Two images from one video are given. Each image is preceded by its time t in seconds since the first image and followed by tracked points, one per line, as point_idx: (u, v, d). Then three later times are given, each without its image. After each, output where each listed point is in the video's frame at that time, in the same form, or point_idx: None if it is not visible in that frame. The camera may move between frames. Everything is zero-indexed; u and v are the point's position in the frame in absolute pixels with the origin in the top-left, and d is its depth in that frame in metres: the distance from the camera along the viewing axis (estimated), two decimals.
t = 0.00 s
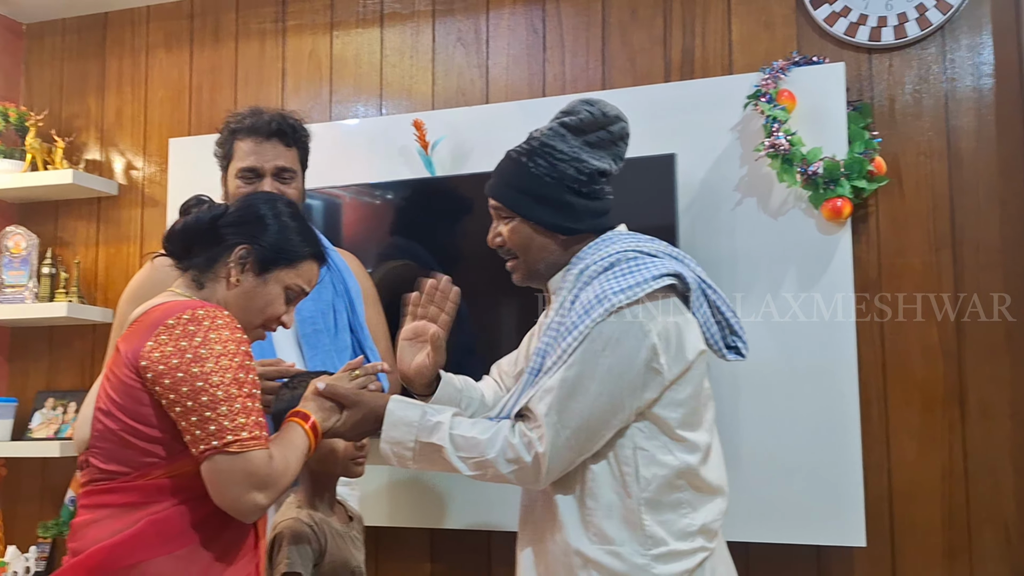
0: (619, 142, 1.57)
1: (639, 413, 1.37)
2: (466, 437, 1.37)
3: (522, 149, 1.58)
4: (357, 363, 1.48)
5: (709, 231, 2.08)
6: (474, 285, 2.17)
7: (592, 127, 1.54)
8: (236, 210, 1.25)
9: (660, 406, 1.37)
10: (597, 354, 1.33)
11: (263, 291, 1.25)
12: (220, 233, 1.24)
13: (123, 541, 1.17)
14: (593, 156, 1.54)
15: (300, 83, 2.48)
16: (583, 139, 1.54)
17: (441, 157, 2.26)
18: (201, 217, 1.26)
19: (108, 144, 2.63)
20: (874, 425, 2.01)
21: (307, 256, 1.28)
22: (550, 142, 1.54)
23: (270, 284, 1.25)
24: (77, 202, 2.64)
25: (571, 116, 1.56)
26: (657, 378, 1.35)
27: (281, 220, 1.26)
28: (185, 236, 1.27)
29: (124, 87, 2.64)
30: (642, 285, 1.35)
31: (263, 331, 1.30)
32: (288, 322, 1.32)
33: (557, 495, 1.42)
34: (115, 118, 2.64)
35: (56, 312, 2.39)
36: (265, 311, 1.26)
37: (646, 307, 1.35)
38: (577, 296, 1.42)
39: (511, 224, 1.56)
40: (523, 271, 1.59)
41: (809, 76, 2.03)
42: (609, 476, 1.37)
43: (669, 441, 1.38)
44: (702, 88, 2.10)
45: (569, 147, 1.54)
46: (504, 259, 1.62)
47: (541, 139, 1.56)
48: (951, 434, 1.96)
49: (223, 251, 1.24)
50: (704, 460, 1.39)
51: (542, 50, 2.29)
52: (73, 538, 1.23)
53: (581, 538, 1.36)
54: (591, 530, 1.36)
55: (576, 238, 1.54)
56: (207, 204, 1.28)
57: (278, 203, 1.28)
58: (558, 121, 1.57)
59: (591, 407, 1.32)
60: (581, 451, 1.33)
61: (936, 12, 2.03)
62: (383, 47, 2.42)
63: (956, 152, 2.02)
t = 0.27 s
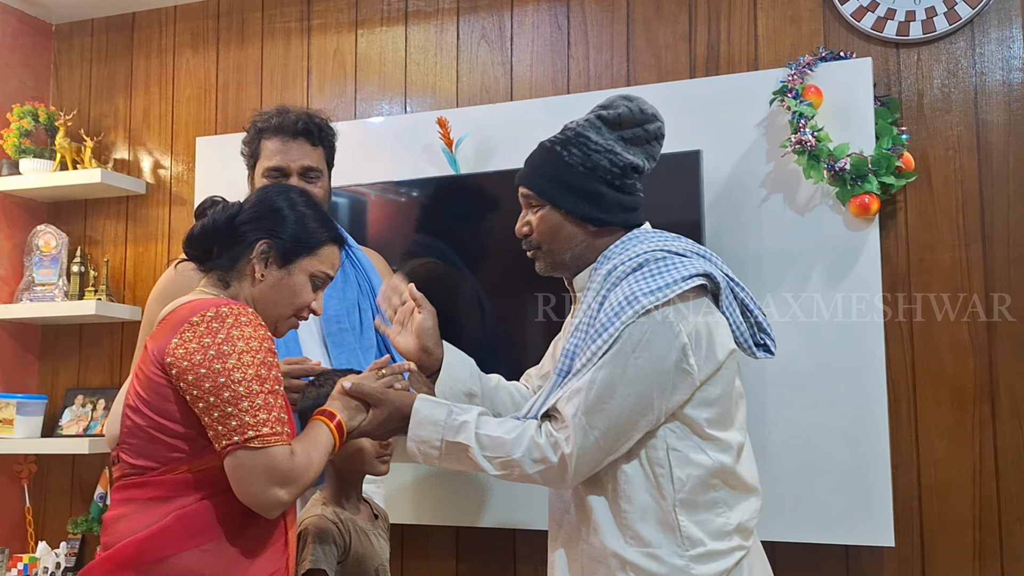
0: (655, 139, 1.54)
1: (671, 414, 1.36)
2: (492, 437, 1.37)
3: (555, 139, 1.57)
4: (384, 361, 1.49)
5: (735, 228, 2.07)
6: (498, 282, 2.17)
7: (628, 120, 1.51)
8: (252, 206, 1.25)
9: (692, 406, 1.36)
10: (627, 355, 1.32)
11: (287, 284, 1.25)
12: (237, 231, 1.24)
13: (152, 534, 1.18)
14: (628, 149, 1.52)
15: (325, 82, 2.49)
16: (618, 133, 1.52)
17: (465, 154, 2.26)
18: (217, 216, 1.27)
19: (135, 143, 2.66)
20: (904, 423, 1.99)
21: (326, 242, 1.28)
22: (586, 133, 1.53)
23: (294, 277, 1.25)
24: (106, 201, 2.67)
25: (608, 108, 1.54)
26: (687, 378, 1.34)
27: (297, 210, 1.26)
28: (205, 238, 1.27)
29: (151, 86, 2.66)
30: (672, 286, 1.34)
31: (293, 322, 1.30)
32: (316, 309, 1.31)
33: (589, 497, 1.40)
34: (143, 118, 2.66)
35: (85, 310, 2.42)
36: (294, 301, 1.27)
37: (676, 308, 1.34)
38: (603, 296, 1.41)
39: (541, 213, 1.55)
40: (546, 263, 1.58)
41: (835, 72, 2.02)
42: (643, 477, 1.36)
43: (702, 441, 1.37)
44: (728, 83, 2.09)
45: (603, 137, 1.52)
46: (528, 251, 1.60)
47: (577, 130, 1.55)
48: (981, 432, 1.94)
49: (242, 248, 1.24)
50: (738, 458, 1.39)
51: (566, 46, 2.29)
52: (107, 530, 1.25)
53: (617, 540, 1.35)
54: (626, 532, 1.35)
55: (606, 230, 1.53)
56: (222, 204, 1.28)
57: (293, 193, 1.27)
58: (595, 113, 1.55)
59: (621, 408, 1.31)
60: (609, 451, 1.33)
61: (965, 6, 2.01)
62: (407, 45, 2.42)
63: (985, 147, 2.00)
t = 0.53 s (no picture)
0: (660, 136, 1.55)
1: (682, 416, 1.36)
2: (503, 438, 1.38)
3: (561, 144, 1.57)
4: (396, 362, 1.49)
5: (748, 228, 2.06)
6: (511, 282, 2.17)
7: (633, 119, 1.52)
8: (252, 206, 1.25)
9: (704, 408, 1.36)
10: (636, 359, 1.32)
11: (297, 280, 1.26)
12: (240, 232, 1.24)
13: (169, 532, 1.19)
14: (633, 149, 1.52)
15: (337, 82, 2.49)
16: (623, 132, 1.52)
17: (477, 154, 2.26)
18: (218, 220, 1.26)
19: (149, 144, 2.66)
20: (917, 423, 1.98)
21: (330, 230, 1.29)
22: (590, 136, 1.53)
23: (303, 272, 1.26)
24: (119, 201, 2.68)
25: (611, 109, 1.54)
26: (698, 381, 1.34)
27: (297, 204, 1.26)
28: (209, 244, 1.27)
29: (165, 87, 2.67)
30: (679, 288, 1.34)
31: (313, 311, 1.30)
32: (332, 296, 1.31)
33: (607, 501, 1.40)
34: (156, 118, 2.67)
35: (99, 310, 2.43)
36: (309, 294, 1.27)
37: (686, 309, 1.34)
38: (614, 299, 1.41)
39: (551, 218, 1.55)
40: (564, 265, 1.58)
41: (848, 72, 2.01)
42: (656, 480, 1.36)
43: (715, 443, 1.37)
44: (741, 83, 2.08)
45: (608, 139, 1.52)
46: (545, 255, 1.60)
47: (581, 133, 1.54)
48: (996, 432, 1.93)
49: (248, 249, 1.24)
50: (752, 460, 1.38)
51: (578, 46, 2.29)
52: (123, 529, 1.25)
53: (632, 543, 1.35)
54: (641, 536, 1.34)
55: (615, 231, 1.52)
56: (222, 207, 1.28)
57: (290, 188, 1.28)
58: (598, 115, 1.55)
59: (633, 411, 1.31)
60: (619, 455, 1.32)
61: (979, 5, 2.01)
62: (419, 45, 2.42)
63: (1000, 146, 1.99)
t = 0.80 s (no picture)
0: (669, 143, 1.63)
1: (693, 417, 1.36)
2: (510, 437, 1.38)
3: (572, 149, 1.61)
4: (406, 363, 1.50)
5: (758, 228, 2.06)
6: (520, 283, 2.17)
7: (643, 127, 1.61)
8: (238, 211, 1.26)
9: (715, 409, 1.36)
10: (647, 359, 1.32)
11: (299, 275, 1.27)
12: (232, 240, 1.25)
13: (184, 533, 1.20)
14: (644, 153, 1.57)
15: (347, 84, 2.50)
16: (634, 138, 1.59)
17: (487, 156, 2.27)
18: (212, 233, 1.28)
19: (159, 145, 2.68)
20: (928, 423, 1.98)
21: (320, 216, 1.30)
22: (601, 140, 1.59)
23: (303, 266, 1.27)
24: (130, 203, 2.69)
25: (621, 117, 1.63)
26: (708, 382, 1.34)
27: (283, 199, 1.27)
28: (210, 256, 1.29)
29: (175, 89, 2.68)
30: (692, 289, 1.34)
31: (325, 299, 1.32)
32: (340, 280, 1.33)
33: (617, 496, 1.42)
34: (166, 120, 2.68)
35: (111, 311, 2.44)
36: (316, 281, 1.29)
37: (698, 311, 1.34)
38: (626, 299, 1.41)
39: (562, 220, 1.55)
40: (576, 267, 1.58)
41: (857, 72, 2.01)
42: (668, 481, 1.36)
43: (727, 444, 1.37)
44: (750, 84, 2.09)
45: (619, 143, 1.58)
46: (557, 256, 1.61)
47: (592, 139, 1.60)
48: (1006, 432, 1.93)
49: (246, 254, 1.26)
50: (764, 460, 1.38)
51: (588, 47, 2.29)
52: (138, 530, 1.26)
53: (645, 544, 1.36)
54: (654, 536, 1.35)
55: (628, 234, 1.52)
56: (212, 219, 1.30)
57: (274, 185, 1.28)
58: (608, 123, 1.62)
59: (642, 411, 1.32)
60: (626, 454, 1.33)
61: (988, 5, 2.01)
62: (429, 47, 2.43)
63: (1010, 146, 1.99)
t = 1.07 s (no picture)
0: (684, 135, 1.52)
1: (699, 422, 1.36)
2: (516, 442, 1.38)
3: (584, 142, 1.56)
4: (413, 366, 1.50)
5: (766, 230, 2.07)
6: (528, 285, 2.18)
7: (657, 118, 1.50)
8: (223, 221, 1.28)
9: (720, 413, 1.36)
10: (650, 365, 1.32)
11: (297, 272, 1.29)
12: (224, 250, 1.27)
13: (191, 535, 1.20)
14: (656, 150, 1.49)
15: (355, 86, 2.51)
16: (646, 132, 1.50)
17: (495, 158, 2.27)
18: (204, 249, 1.30)
19: (168, 147, 2.69)
20: (936, 424, 1.98)
21: (306, 208, 1.31)
22: (612, 136, 1.52)
23: (298, 262, 1.29)
24: (139, 204, 2.70)
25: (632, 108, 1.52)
26: (711, 387, 1.34)
27: (266, 199, 1.28)
28: (206, 271, 1.30)
29: (184, 91, 2.69)
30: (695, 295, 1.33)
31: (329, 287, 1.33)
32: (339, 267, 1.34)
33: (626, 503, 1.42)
34: (175, 121, 2.69)
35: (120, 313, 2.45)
36: (316, 276, 1.30)
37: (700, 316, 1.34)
38: (628, 304, 1.41)
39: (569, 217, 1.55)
40: (585, 265, 1.57)
41: (865, 74, 2.01)
42: (677, 486, 1.37)
43: (733, 447, 1.37)
44: (758, 85, 2.09)
45: (631, 139, 1.50)
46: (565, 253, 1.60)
47: (603, 134, 1.53)
48: (1015, 434, 1.93)
49: (242, 261, 1.27)
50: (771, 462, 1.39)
51: (595, 49, 2.29)
52: (149, 530, 1.27)
53: (656, 548, 1.36)
54: (665, 540, 1.36)
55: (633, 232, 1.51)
56: (202, 234, 1.31)
57: (252, 188, 1.29)
58: (621, 114, 1.53)
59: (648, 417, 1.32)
60: (631, 459, 1.33)
61: (996, 6, 2.00)
62: (437, 48, 2.44)
63: (1018, 147, 1.98)
